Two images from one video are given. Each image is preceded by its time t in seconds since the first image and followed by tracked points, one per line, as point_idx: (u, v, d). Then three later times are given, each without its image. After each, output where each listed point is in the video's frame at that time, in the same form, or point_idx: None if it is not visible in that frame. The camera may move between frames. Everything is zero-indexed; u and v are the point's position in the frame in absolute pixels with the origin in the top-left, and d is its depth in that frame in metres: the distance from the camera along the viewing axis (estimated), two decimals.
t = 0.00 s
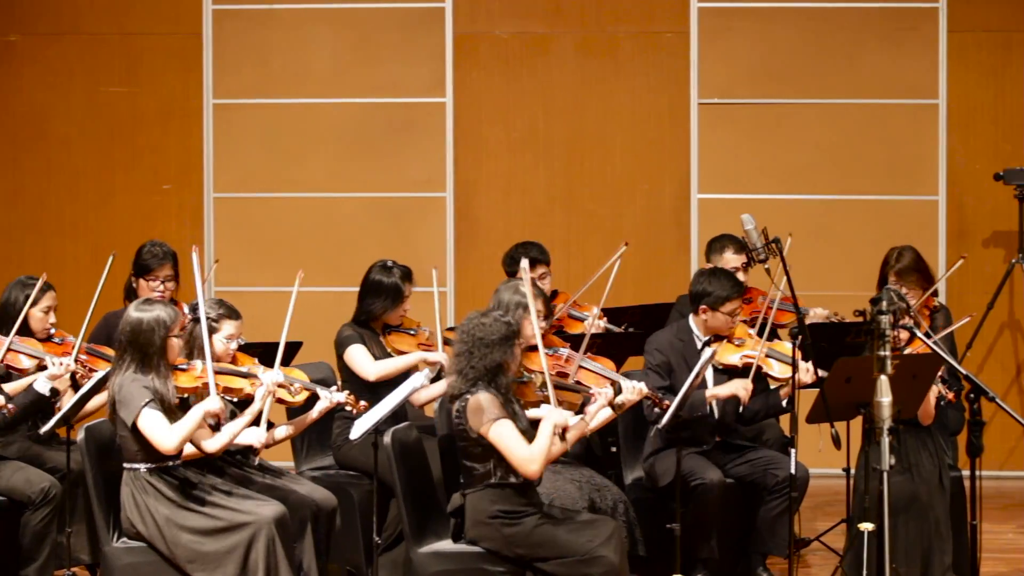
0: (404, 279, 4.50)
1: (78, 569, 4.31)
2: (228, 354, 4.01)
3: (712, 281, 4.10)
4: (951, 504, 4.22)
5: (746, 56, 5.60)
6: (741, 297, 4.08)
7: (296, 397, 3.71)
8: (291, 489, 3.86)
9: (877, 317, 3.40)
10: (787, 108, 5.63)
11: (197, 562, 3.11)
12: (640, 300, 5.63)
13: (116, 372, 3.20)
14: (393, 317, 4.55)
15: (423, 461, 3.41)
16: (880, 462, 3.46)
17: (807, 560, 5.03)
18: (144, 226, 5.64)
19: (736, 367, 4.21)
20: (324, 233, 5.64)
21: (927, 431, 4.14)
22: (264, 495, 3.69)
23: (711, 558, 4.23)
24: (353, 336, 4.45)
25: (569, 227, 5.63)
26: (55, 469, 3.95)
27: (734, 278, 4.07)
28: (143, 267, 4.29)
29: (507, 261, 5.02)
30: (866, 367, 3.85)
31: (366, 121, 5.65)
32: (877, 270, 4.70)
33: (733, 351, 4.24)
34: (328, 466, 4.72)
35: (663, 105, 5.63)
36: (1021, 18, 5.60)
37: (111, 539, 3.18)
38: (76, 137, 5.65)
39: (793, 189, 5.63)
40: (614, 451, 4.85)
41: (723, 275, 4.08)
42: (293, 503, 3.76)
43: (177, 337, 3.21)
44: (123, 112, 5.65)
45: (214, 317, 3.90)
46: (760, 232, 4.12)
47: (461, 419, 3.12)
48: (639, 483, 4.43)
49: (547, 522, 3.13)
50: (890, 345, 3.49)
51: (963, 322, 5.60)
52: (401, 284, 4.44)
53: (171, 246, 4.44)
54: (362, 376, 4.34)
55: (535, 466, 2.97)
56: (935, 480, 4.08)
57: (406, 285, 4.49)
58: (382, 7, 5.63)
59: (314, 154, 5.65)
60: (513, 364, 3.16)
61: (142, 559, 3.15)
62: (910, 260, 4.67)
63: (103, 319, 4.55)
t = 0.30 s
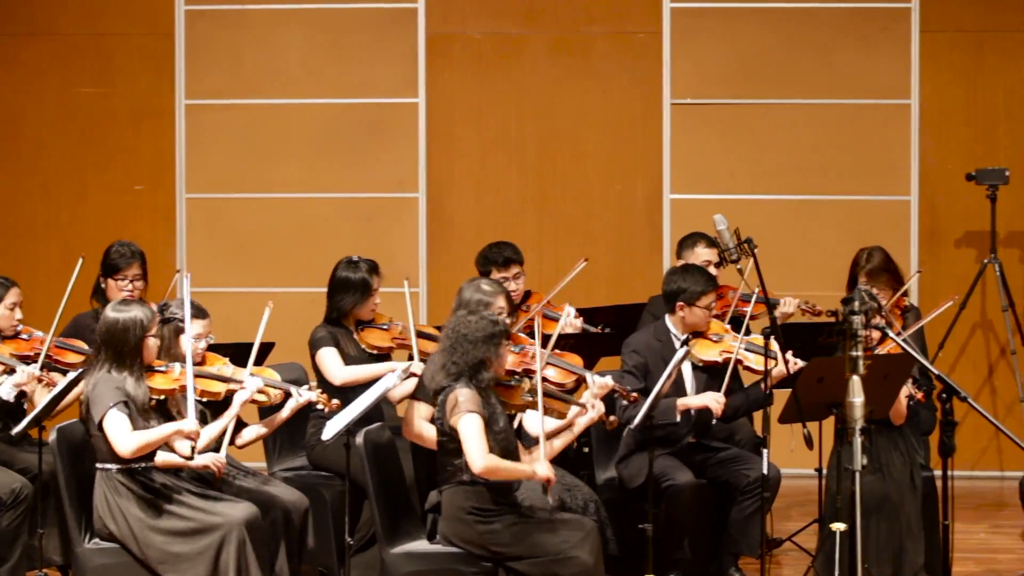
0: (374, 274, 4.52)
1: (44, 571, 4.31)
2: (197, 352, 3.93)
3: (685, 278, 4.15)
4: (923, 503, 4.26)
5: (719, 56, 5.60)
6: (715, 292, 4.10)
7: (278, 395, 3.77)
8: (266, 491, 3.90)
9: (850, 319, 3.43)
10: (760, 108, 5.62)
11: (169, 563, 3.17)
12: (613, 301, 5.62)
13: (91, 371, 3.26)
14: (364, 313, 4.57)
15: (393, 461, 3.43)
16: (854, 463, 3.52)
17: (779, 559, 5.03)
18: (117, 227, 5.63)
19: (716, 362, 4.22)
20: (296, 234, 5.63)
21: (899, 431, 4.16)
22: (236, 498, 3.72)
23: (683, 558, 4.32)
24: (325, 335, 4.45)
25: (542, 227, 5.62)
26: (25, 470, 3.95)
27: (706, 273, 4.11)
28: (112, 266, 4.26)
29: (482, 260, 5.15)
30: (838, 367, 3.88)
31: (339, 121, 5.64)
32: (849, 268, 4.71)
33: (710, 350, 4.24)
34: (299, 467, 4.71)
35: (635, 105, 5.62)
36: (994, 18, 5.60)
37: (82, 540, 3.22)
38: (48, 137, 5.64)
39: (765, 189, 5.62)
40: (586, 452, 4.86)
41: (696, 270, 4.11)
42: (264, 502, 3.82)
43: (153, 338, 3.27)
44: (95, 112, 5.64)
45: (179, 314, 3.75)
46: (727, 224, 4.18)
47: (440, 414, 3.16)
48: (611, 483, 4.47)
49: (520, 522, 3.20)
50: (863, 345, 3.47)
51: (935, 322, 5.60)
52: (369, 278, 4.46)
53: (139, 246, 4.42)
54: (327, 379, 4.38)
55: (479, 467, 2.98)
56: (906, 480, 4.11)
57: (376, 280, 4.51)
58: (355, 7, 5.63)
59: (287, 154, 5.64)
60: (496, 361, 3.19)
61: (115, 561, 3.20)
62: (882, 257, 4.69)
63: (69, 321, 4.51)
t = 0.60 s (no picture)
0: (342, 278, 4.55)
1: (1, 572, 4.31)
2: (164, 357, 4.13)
3: (661, 281, 4.24)
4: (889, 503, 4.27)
5: (685, 57, 5.60)
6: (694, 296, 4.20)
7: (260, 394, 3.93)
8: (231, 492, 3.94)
9: (816, 318, 3.47)
10: (726, 108, 5.62)
11: (137, 564, 3.18)
12: (579, 301, 5.62)
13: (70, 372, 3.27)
14: (330, 316, 4.58)
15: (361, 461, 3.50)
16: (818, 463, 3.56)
17: (745, 559, 5.05)
18: (83, 227, 5.63)
19: (689, 365, 4.35)
20: (263, 234, 5.64)
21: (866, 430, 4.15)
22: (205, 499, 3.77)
23: (649, 558, 4.26)
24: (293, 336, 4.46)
25: (509, 228, 5.63)
26: None
27: (681, 277, 4.23)
28: (79, 269, 4.16)
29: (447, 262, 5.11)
30: (805, 368, 3.85)
31: (305, 122, 5.64)
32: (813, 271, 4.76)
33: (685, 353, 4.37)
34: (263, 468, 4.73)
35: (602, 105, 5.62)
36: (960, 18, 5.60)
37: (49, 540, 3.22)
38: (14, 138, 5.64)
39: (731, 190, 5.62)
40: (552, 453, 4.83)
41: (673, 274, 4.22)
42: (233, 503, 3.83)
43: (133, 345, 3.28)
44: (61, 113, 5.64)
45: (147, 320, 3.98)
46: (696, 227, 4.21)
47: (416, 405, 3.23)
48: (579, 484, 4.50)
49: (484, 518, 3.24)
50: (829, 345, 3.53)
51: (901, 323, 5.59)
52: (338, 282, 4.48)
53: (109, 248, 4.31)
54: (300, 378, 4.44)
55: (505, 450, 3.13)
56: (874, 480, 4.09)
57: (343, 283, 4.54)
58: (321, 7, 5.62)
59: (253, 155, 5.64)
60: (485, 374, 3.22)
61: (85, 562, 3.21)
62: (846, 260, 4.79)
63: (38, 321, 4.47)
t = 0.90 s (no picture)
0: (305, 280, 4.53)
1: None
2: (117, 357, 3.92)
3: (630, 287, 4.25)
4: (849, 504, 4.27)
5: (644, 57, 5.59)
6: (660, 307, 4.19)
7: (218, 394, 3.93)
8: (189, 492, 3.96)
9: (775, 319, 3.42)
10: (685, 109, 5.61)
11: (98, 565, 3.19)
12: (539, 302, 5.62)
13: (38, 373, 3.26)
14: (294, 318, 4.59)
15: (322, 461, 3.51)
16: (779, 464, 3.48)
17: (706, 561, 5.05)
18: (42, 229, 5.62)
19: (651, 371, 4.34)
20: (222, 236, 5.63)
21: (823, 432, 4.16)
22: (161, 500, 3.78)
23: (609, 558, 4.27)
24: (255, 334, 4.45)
25: (469, 229, 5.62)
26: None
27: (651, 285, 4.23)
28: (38, 269, 4.13)
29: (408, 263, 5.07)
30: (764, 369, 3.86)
31: (265, 123, 5.63)
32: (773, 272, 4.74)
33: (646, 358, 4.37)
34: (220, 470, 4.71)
35: (561, 106, 5.61)
36: (919, 19, 5.60)
37: (9, 542, 3.23)
38: None
39: (690, 191, 5.62)
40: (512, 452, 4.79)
41: (642, 280, 4.24)
42: (192, 504, 3.87)
43: (102, 343, 3.27)
44: (20, 115, 5.63)
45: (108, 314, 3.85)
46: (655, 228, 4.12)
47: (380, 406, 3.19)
48: (539, 485, 4.49)
49: (451, 520, 3.24)
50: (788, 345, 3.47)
51: (862, 324, 5.60)
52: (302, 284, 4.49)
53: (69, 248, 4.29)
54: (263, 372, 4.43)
55: (430, 459, 3.06)
56: (832, 481, 4.10)
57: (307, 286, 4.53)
58: (281, 8, 5.61)
59: (212, 156, 5.63)
60: (445, 367, 3.21)
61: (44, 564, 3.21)
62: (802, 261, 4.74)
63: None
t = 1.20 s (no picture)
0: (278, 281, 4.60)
1: None
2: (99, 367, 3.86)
3: (600, 292, 4.25)
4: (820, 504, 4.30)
5: (614, 58, 5.60)
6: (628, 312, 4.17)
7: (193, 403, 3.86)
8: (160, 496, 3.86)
9: (745, 321, 3.35)
10: (655, 110, 5.62)
11: (69, 566, 3.24)
12: (510, 303, 5.63)
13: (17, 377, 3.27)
14: (266, 319, 4.67)
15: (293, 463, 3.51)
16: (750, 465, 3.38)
17: (676, 561, 5.06)
18: (13, 231, 5.62)
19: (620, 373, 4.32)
20: (192, 237, 5.63)
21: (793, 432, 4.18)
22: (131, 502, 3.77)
23: (580, 559, 4.26)
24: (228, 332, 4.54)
25: (439, 230, 5.63)
26: None
27: (620, 288, 4.25)
28: (9, 270, 4.14)
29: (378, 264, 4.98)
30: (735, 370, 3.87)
31: (235, 124, 5.63)
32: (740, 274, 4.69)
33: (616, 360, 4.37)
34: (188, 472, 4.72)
35: (532, 107, 5.62)
36: (888, 20, 5.61)
37: None
38: None
39: (660, 192, 5.63)
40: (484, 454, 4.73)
41: (612, 284, 4.23)
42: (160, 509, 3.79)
43: (85, 354, 3.30)
44: None
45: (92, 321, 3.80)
46: (625, 225, 4.10)
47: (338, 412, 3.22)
48: (510, 487, 4.50)
49: (416, 521, 3.27)
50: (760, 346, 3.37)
51: (833, 324, 5.60)
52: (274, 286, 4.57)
53: (38, 250, 4.29)
54: (237, 366, 4.47)
55: (389, 477, 3.08)
56: (803, 481, 4.11)
57: (280, 287, 4.60)
58: (251, 9, 5.61)
59: (183, 158, 5.63)
60: (402, 372, 3.22)
61: (15, 564, 3.25)
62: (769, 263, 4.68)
63: None
